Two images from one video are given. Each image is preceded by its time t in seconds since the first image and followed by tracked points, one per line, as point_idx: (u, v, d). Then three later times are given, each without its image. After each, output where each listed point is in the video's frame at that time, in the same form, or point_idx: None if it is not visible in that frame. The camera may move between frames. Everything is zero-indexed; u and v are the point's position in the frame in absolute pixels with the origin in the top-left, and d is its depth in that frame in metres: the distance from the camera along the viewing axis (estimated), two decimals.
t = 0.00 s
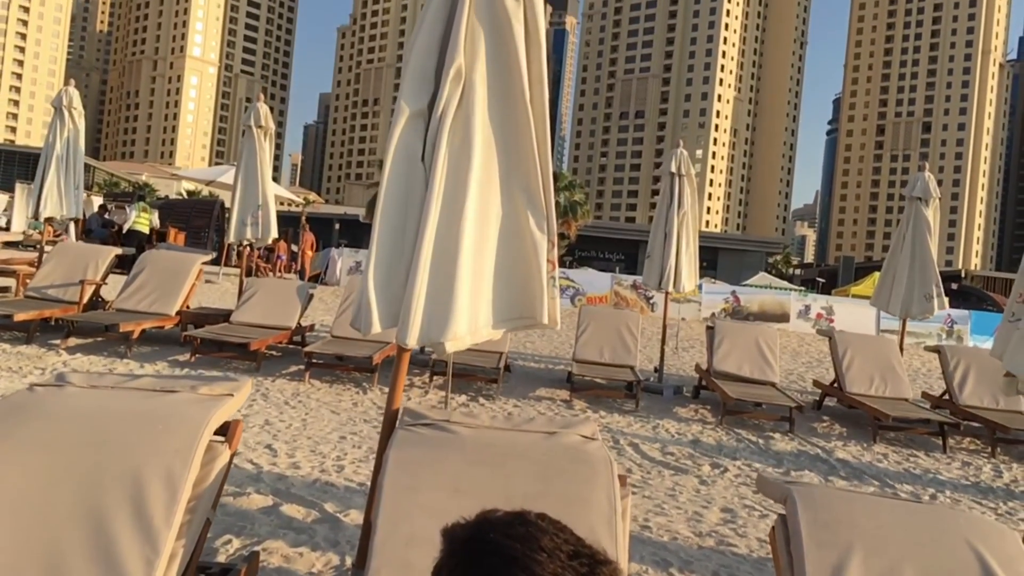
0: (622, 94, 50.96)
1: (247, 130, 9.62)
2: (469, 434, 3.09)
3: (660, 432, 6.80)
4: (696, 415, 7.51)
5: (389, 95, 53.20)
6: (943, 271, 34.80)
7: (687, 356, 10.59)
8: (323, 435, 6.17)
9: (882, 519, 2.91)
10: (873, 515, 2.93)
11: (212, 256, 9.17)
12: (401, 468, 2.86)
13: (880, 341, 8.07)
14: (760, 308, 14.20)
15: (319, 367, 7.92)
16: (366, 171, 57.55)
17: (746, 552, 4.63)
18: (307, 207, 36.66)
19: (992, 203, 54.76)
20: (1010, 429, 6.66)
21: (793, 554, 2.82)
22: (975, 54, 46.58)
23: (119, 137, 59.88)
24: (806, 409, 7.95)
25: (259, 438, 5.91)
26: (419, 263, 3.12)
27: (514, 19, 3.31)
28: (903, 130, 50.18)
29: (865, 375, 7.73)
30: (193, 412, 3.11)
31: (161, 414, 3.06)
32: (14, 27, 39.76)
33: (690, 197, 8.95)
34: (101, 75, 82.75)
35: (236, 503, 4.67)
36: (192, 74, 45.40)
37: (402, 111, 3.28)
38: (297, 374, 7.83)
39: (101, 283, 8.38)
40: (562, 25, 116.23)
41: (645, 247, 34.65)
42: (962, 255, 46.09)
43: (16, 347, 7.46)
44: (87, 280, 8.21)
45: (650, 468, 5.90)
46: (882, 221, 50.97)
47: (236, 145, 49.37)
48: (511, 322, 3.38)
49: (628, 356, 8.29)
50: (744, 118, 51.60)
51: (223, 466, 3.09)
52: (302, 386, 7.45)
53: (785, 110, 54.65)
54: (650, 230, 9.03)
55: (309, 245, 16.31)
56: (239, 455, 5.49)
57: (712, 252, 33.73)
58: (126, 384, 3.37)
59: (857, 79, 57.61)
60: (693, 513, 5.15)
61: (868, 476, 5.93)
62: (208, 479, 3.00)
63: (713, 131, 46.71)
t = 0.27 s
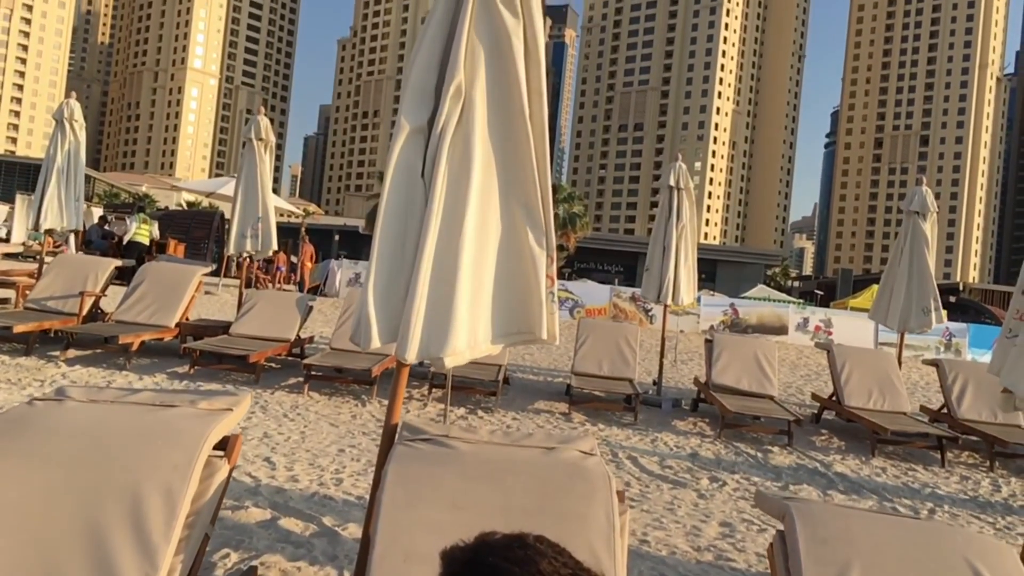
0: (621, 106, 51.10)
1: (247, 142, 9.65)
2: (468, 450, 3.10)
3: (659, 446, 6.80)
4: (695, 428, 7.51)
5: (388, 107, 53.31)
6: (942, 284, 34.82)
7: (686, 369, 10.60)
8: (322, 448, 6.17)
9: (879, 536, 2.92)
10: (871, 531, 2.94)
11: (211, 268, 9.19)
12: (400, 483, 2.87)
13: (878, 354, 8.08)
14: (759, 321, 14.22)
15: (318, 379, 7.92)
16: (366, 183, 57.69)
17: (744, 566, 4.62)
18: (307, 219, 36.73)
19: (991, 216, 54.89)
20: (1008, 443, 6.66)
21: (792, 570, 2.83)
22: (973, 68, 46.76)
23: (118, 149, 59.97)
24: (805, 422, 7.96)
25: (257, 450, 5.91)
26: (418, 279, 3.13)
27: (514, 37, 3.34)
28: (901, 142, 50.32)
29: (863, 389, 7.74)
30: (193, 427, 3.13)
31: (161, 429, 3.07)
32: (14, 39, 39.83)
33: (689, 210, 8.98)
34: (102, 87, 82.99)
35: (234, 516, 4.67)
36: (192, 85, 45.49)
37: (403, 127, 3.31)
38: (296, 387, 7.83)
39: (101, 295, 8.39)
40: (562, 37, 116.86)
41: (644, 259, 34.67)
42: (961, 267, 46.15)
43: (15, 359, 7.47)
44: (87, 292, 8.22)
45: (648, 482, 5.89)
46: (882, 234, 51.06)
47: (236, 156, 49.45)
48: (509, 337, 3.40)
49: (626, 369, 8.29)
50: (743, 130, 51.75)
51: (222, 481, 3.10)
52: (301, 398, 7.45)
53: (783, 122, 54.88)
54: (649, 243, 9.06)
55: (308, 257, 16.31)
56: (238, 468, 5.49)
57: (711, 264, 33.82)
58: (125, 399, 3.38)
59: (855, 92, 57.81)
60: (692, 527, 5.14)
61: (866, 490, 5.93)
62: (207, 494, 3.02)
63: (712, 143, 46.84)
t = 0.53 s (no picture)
0: (620, 117, 51.23)
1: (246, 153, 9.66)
2: (466, 464, 3.09)
3: (657, 458, 6.79)
4: (693, 441, 7.49)
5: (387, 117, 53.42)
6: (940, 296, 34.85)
7: (685, 381, 10.59)
8: (320, 459, 6.15)
9: (878, 552, 2.90)
10: (869, 547, 2.93)
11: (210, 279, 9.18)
12: (399, 497, 2.86)
13: (877, 367, 8.08)
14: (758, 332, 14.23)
15: (316, 390, 7.91)
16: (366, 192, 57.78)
17: None
18: (306, 228, 36.80)
19: (989, 227, 55.01)
20: (1007, 456, 6.66)
21: None
22: (970, 81, 46.92)
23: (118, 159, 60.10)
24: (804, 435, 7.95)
25: (255, 462, 5.90)
26: (417, 292, 3.14)
27: (514, 52, 3.36)
28: (899, 154, 50.44)
29: (862, 401, 7.73)
30: (191, 440, 3.13)
31: (160, 442, 3.07)
32: (14, 49, 39.95)
33: (687, 222, 9.00)
34: (103, 96, 83.28)
35: (231, 529, 4.65)
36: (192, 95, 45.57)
37: (403, 141, 3.32)
38: (294, 398, 7.82)
39: (99, 305, 8.38)
40: (562, 48, 117.34)
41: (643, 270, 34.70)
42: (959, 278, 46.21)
43: (13, 369, 7.46)
44: (85, 302, 8.21)
45: (646, 494, 5.88)
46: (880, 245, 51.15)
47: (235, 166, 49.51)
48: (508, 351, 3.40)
49: (625, 381, 8.29)
50: (741, 141, 51.87)
51: (220, 495, 3.09)
52: (299, 409, 7.44)
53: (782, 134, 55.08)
54: (647, 254, 9.07)
55: (307, 267, 16.32)
56: (235, 480, 5.48)
57: (710, 275, 33.88)
58: (123, 412, 3.38)
59: (853, 103, 58.02)
60: (690, 540, 5.11)
61: (865, 503, 5.92)
62: (205, 507, 3.01)
63: (711, 154, 46.98)
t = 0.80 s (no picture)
0: (619, 128, 51.37)
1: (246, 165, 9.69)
2: (464, 478, 3.10)
3: (655, 470, 6.79)
4: (691, 452, 7.50)
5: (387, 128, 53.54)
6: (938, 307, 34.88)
7: (683, 392, 10.59)
8: (318, 471, 6.15)
9: (876, 566, 2.91)
10: (867, 561, 2.93)
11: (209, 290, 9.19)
12: (397, 511, 2.87)
13: (875, 379, 8.10)
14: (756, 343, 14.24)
15: (315, 401, 7.91)
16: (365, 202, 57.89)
17: None
18: (306, 238, 36.85)
19: (987, 239, 55.14)
20: (1005, 468, 6.66)
21: None
22: (968, 93, 47.12)
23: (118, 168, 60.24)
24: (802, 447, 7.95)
25: (253, 474, 5.90)
26: (415, 307, 3.15)
27: (513, 69, 3.39)
28: (897, 166, 50.58)
29: (860, 414, 7.74)
30: (189, 454, 3.14)
31: (158, 455, 3.08)
32: (15, 59, 40.09)
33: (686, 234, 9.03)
34: (104, 107, 83.56)
35: (229, 541, 4.64)
36: (191, 106, 45.68)
37: (402, 156, 3.34)
38: (293, 409, 7.82)
39: (98, 315, 8.37)
40: (561, 60, 117.90)
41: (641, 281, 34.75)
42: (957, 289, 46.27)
43: (11, 380, 7.46)
44: (84, 312, 8.21)
45: (645, 507, 5.87)
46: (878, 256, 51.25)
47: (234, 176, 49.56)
48: (507, 365, 3.41)
49: (623, 393, 8.29)
50: (740, 153, 52.01)
51: (218, 508, 3.10)
52: (297, 420, 7.44)
53: (780, 145, 55.29)
54: (646, 266, 9.09)
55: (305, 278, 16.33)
56: (233, 492, 5.47)
57: (708, 286, 33.94)
58: (122, 425, 3.39)
59: (851, 115, 58.27)
60: (689, 553, 5.10)
61: (863, 516, 5.92)
62: (203, 522, 3.01)
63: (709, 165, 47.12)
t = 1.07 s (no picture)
0: (618, 139, 51.50)
1: (245, 175, 9.71)
2: (462, 493, 3.10)
3: (654, 483, 6.77)
4: (690, 464, 7.49)
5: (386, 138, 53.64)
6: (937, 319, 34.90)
7: (682, 404, 10.58)
8: (316, 483, 6.13)
9: None
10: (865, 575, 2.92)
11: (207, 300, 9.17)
12: (396, 525, 2.86)
13: (873, 391, 8.10)
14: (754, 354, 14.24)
15: (313, 413, 7.90)
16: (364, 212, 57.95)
17: None
18: (304, 248, 36.85)
19: (985, 250, 55.25)
20: (1004, 481, 6.66)
21: None
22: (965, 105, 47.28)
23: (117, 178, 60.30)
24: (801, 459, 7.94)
25: (251, 485, 5.88)
26: (414, 320, 3.15)
27: (512, 82, 3.41)
28: (895, 177, 50.71)
29: (858, 426, 7.73)
30: (187, 468, 3.13)
31: (156, 469, 3.07)
32: (15, 68, 40.17)
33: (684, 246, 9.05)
34: (103, 116, 83.74)
35: (226, 554, 4.62)
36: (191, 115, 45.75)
37: (402, 170, 3.35)
38: (291, 420, 7.80)
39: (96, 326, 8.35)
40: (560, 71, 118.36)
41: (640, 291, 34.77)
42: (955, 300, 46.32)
43: (9, 391, 7.44)
44: (82, 322, 8.19)
45: (643, 519, 5.85)
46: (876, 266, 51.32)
47: (233, 185, 49.61)
48: (505, 379, 3.41)
49: (622, 404, 8.28)
50: (738, 164, 52.14)
51: (215, 523, 3.08)
52: (295, 432, 7.42)
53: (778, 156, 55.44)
54: (644, 278, 9.10)
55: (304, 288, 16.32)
56: (231, 504, 5.45)
57: (707, 296, 33.96)
58: (119, 438, 3.38)
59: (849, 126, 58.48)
60: (688, 565, 5.07)
61: (862, 530, 5.91)
62: (201, 535, 3.00)
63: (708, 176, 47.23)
